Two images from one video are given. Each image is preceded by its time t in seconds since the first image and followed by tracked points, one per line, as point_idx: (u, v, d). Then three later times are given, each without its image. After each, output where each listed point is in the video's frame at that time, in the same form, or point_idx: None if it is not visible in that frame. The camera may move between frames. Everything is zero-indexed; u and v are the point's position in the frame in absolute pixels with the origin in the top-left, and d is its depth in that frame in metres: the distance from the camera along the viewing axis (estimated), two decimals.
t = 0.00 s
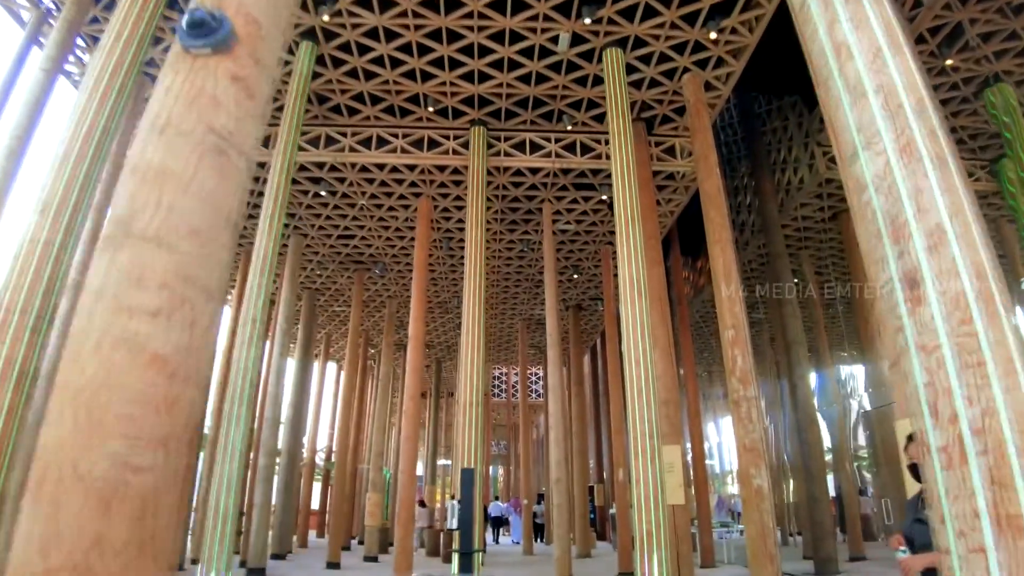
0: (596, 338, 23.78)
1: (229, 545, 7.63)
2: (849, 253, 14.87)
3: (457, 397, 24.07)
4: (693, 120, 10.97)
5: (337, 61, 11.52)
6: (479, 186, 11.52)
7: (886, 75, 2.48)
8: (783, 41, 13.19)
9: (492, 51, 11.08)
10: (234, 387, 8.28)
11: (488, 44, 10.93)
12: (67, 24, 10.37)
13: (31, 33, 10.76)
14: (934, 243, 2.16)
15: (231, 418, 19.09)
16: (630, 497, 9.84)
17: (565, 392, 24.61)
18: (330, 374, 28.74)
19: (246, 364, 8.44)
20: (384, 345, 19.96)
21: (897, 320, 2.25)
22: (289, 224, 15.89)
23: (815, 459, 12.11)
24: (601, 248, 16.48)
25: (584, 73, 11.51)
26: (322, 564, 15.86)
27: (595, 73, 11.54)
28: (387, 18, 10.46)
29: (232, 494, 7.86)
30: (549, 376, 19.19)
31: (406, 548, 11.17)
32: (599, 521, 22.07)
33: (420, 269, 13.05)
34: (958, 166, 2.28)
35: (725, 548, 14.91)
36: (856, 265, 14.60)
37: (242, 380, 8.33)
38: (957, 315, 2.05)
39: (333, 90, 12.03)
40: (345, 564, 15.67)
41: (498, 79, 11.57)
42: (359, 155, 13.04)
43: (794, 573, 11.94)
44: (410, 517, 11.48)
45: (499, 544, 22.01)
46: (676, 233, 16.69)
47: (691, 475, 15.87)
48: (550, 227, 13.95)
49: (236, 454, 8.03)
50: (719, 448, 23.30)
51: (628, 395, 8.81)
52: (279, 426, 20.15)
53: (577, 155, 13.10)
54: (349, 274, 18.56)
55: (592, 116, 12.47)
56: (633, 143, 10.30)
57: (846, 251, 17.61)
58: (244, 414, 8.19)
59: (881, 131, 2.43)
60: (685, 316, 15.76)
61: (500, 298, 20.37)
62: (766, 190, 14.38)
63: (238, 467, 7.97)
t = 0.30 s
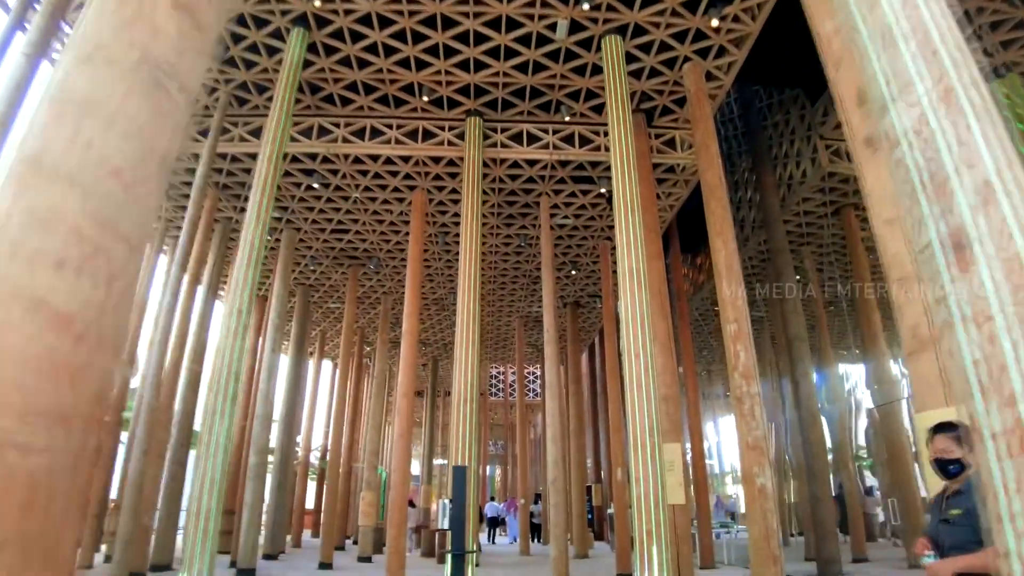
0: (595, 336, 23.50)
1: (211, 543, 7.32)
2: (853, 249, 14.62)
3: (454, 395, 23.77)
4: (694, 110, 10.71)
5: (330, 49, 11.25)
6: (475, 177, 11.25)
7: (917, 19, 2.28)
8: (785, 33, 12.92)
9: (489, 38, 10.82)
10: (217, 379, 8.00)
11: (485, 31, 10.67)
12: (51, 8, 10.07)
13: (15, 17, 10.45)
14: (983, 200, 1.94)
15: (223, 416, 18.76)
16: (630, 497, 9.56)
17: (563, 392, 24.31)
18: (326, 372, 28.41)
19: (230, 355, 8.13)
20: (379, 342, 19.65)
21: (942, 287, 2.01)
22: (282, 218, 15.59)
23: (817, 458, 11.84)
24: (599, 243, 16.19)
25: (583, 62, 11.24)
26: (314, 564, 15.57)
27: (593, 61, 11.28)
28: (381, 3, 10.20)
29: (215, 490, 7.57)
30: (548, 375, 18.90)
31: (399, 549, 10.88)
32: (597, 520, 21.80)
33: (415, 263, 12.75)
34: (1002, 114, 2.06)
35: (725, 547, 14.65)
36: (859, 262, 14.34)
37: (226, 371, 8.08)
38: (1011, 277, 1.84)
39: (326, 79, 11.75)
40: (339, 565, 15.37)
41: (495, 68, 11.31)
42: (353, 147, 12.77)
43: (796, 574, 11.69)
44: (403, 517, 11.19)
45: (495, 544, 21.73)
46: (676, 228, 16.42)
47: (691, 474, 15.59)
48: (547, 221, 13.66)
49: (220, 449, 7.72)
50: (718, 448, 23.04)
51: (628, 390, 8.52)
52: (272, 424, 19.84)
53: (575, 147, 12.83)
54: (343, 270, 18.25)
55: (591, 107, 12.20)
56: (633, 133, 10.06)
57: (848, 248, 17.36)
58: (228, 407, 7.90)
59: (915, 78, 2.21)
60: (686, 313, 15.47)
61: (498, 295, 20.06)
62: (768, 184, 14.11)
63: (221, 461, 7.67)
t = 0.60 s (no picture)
0: (594, 333, 23.15)
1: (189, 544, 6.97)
2: (858, 243, 14.29)
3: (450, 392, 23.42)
4: (697, 97, 10.37)
5: (322, 33, 10.90)
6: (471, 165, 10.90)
7: None
8: (789, 20, 12.58)
9: (486, 22, 10.48)
10: (200, 371, 7.62)
11: (482, 14, 10.32)
12: None
13: None
14: None
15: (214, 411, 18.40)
16: (631, 495, 9.23)
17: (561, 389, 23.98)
18: (321, 369, 28.04)
19: (214, 345, 7.75)
20: (374, 338, 19.30)
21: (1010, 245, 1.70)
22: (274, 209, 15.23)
23: (822, 457, 11.51)
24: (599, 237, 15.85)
25: (583, 47, 10.90)
26: (307, 563, 15.23)
27: (594, 47, 10.94)
28: None
29: (196, 487, 7.21)
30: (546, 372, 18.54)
31: (392, 549, 10.55)
32: (595, 519, 21.50)
33: (409, 255, 12.39)
34: None
35: (725, 548, 14.35)
36: (865, 256, 14.02)
37: (209, 363, 7.69)
38: None
39: (318, 65, 11.40)
40: (331, 565, 15.03)
41: (492, 53, 10.96)
42: (346, 135, 12.41)
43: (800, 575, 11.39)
44: (396, 515, 10.87)
45: (491, 543, 21.40)
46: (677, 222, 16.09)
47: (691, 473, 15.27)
48: (546, 213, 13.31)
49: (202, 445, 7.34)
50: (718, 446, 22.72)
51: (629, 384, 8.18)
52: (264, 421, 19.49)
53: (575, 137, 12.47)
54: (338, 264, 17.89)
55: (591, 94, 11.86)
56: (634, 119, 9.71)
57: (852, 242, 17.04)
58: (211, 401, 7.53)
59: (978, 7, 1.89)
60: (687, 308, 15.14)
61: (495, 290, 19.73)
62: (771, 176, 13.79)
63: (203, 457, 7.31)
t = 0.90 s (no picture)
0: (592, 330, 22.89)
1: (171, 544, 6.59)
2: (862, 237, 14.03)
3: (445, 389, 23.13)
4: (700, 84, 10.10)
5: (314, 19, 10.60)
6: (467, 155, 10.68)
7: None
8: (792, 9, 12.32)
9: (482, 7, 10.20)
10: (183, 363, 7.31)
11: None
12: None
13: None
14: None
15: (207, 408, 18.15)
16: (631, 495, 8.95)
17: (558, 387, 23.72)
18: (316, 365, 27.74)
19: (197, 337, 7.44)
20: (369, 334, 18.99)
21: None
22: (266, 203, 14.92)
23: (824, 455, 11.26)
24: (597, 231, 15.57)
25: (582, 34, 10.61)
26: (300, 563, 14.92)
27: (593, 33, 10.66)
28: None
29: (178, 484, 6.87)
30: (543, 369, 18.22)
31: (385, 548, 10.27)
32: (592, 518, 21.25)
33: (404, 247, 12.09)
34: None
35: (725, 547, 14.08)
36: (869, 251, 13.75)
37: (192, 356, 7.37)
38: None
39: (310, 52, 11.11)
40: (323, 564, 14.74)
41: (488, 40, 10.67)
42: (339, 125, 12.13)
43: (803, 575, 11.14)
44: (388, 513, 10.58)
45: (488, 542, 21.14)
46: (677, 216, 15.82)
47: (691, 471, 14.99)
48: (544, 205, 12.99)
49: (184, 440, 6.99)
50: (717, 444, 22.50)
51: (629, 379, 7.89)
52: (258, 418, 19.20)
53: (573, 126, 12.18)
54: (332, 259, 17.59)
55: (590, 83, 11.58)
56: (634, 107, 9.45)
57: (854, 237, 16.80)
58: (194, 394, 7.20)
59: None
60: (688, 304, 14.86)
61: (491, 286, 19.46)
62: (773, 169, 13.53)
63: (185, 453, 6.96)
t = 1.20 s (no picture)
0: (591, 326, 22.58)
1: (145, 543, 6.27)
2: (866, 230, 13.72)
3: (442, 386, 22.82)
4: (701, 68, 9.78)
5: (304, 2, 10.27)
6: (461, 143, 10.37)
7: None
8: None
9: None
10: (160, 354, 7.00)
11: None
12: None
13: None
14: None
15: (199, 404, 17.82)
16: (630, 493, 8.63)
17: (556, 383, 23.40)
18: (312, 362, 27.41)
19: (176, 328, 7.12)
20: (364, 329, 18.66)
21: None
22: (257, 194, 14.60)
23: (829, 451, 10.96)
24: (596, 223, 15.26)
25: (580, 17, 10.28)
26: (293, 562, 14.58)
27: (591, 17, 10.33)
28: None
29: (153, 480, 6.54)
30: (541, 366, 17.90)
31: (376, 548, 9.98)
32: (591, 517, 20.95)
33: (396, 239, 11.76)
34: None
35: (727, 546, 13.77)
36: (873, 243, 13.44)
37: (171, 347, 7.06)
38: None
39: (300, 37, 10.78)
40: (316, 563, 14.41)
41: (483, 24, 10.35)
42: (330, 113, 11.80)
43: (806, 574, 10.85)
44: (379, 511, 10.26)
45: (485, 541, 20.84)
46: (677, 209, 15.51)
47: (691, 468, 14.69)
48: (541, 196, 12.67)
49: (161, 434, 6.67)
50: (716, 442, 22.23)
51: (629, 371, 7.57)
52: (251, 416, 18.87)
53: (571, 114, 11.84)
54: (325, 252, 17.27)
55: (588, 69, 11.26)
56: (632, 91, 9.14)
57: (857, 230, 16.50)
58: (171, 387, 6.88)
59: None
60: (688, 298, 14.55)
61: (488, 280, 19.14)
62: (775, 159, 13.22)
63: (161, 448, 6.64)
